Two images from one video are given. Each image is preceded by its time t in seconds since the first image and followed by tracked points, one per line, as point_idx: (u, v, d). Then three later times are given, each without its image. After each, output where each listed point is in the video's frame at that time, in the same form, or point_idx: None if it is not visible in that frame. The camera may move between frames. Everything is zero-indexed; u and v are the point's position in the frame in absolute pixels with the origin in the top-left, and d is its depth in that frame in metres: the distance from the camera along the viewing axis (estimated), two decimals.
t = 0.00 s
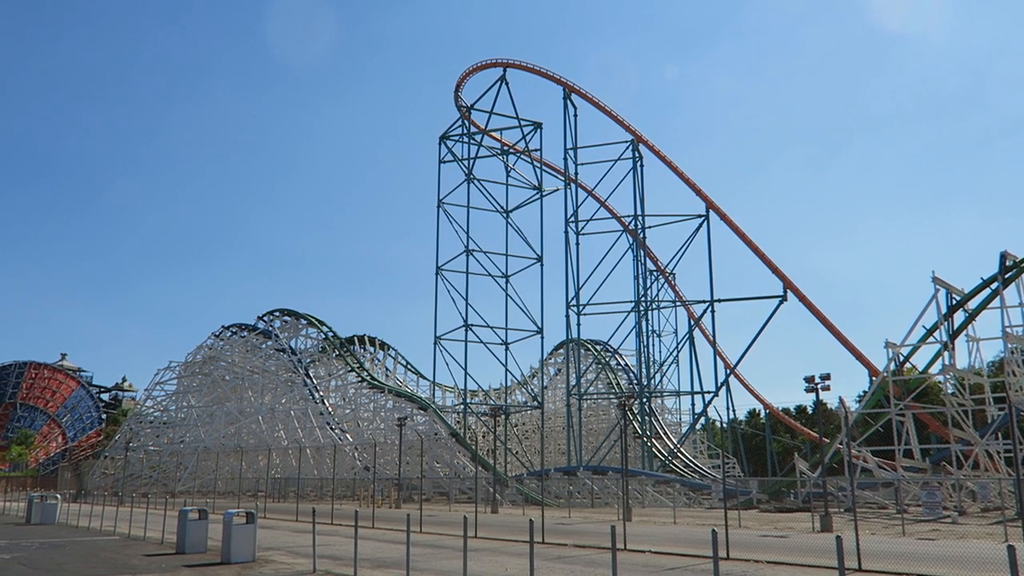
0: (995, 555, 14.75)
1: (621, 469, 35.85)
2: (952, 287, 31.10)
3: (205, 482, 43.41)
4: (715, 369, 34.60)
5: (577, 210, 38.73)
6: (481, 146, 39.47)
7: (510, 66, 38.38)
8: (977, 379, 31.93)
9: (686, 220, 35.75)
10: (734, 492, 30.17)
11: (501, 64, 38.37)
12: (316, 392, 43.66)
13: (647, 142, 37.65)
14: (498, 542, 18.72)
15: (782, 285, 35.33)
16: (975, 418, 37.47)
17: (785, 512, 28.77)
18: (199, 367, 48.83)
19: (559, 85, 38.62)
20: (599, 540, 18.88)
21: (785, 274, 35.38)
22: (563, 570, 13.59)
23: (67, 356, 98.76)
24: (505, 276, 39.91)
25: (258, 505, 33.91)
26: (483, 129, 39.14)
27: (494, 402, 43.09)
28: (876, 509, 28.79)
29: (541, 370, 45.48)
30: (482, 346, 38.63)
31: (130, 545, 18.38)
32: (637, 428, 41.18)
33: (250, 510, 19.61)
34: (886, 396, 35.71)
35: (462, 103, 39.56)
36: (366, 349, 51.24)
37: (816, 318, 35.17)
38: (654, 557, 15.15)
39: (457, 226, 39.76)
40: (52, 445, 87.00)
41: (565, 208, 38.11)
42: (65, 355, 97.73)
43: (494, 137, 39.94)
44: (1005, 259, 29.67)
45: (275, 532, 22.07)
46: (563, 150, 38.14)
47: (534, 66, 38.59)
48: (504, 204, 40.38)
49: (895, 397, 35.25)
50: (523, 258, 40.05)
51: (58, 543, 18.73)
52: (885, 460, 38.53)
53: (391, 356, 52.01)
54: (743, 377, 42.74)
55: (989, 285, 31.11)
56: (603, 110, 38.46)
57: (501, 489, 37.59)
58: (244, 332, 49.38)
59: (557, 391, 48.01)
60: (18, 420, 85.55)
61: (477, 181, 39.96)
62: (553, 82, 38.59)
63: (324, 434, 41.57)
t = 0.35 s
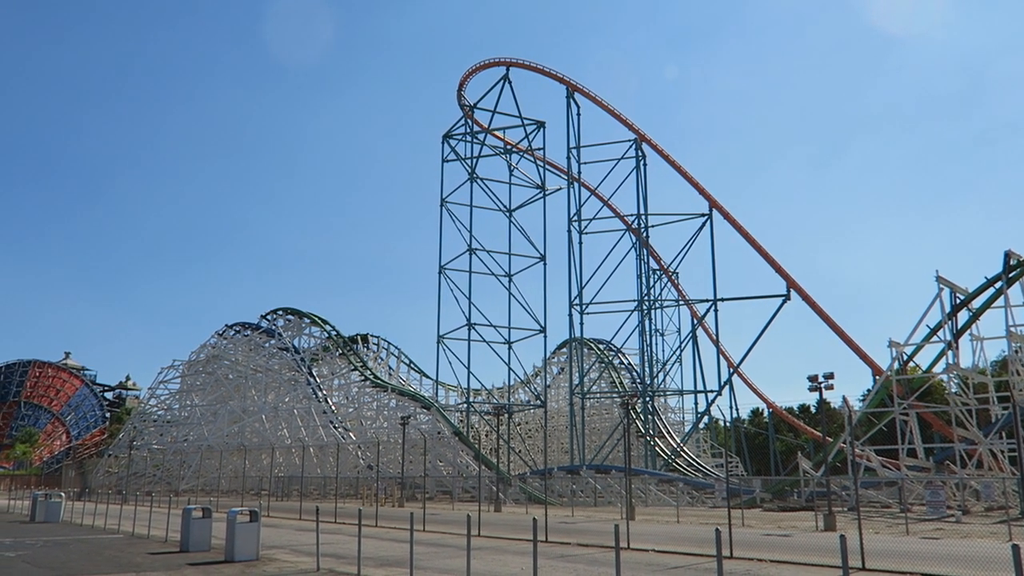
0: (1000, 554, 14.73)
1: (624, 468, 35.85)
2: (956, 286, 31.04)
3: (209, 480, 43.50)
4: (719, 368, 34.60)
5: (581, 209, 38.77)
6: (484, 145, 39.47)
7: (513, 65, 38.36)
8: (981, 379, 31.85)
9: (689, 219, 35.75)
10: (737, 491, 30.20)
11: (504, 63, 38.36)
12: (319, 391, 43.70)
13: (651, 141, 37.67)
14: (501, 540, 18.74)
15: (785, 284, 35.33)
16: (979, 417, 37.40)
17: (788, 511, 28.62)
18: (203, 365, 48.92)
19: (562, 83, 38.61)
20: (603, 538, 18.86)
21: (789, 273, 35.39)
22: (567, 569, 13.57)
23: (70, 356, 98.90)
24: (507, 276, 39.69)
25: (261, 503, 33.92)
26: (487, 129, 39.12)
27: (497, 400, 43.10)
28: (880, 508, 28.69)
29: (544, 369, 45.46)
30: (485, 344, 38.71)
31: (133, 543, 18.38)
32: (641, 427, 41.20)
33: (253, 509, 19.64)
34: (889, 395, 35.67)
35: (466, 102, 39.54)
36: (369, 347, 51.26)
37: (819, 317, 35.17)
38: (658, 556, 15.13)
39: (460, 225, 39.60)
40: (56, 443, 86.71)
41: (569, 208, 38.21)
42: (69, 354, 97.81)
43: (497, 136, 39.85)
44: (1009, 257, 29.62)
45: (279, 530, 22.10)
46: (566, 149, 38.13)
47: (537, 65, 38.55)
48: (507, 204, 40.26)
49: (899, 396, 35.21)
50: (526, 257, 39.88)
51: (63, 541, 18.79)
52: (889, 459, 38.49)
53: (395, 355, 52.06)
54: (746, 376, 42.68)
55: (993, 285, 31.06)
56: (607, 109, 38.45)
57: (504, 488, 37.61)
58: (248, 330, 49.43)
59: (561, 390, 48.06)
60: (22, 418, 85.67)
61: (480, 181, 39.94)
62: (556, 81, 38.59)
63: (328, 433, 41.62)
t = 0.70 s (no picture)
0: (1005, 552, 14.74)
1: (629, 467, 35.86)
2: (961, 285, 30.97)
3: (214, 480, 43.56)
4: (722, 367, 34.56)
5: (585, 209, 38.77)
6: (487, 144, 39.69)
7: (516, 64, 38.36)
8: (987, 378, 31.74)
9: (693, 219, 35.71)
10: (742, 490, 30.15)
11: (507, 63, 38.36)
12: (323, 391, 43.74)
13: (654, 140, 37.65)
14: (505, 540, 18.74)
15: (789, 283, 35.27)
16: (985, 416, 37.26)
17: (793, 511, 28.52)
18: (207, 365, 49.02)
19: (566, 82, 38.58)
20: (607, 538, 18.83)
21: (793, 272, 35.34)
22: (571, 569, 13.53)
23: (76, 355, 98.99)
24: (511, 276, 40.30)
25: (265, 503, 33.94)
26: (490, 128, 39.32)
27: (501, 400, 43.07)
28: (885, 508, 28.59)
29: (548, 369, 45.42)
30: (489, 344, 38.76)
31: (138, 543, 18.39)
32: (645, 426, 41.17)
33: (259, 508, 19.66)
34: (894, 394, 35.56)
35: (469, 102, 39.59)
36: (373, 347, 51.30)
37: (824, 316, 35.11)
38: (663, 555, 15.08)
39: (465, 226, 40.51)
40: (61, 443, 86.82)
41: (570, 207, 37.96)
42: (74, 354, 97.96)
43: (501, 136, 40.03)
44: (1015, 256, 29.53)
45: (284, 530, 22.14)
46: (570, 149, 38.11)
47: (540, 64, 38.54)
48: (511, 204, 40.72)
49: (903, 395, 35.10)
50: (530, 256, 40.49)
51: (68, 540, 18.85)
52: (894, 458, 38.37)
53: (399, 354, 52.06)
54: (750, 375, 42.66)
55: (998, 283, 30.97)
56: (610, 108, 38.43)
57: (508, 487, 37.57)
58: (253, 330, 49.48)
59: (565, 389, 48.05)
60: (27, 418, 85.85)
61: (483, 180, 40.20)
62: (559, 80, 38.56)
63: (332, 432, 41.65)
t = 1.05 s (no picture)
0: (1008, 550, 14.81)
1: (634, 465, 35.91)
2: (967, 282, 30.88)
3: (219, 478, 43.65)
4: (727, 365, 34.52)
5: (589, 206, 38.84)
6: (492, 142, 39.56)
7: (520, 62, 38.33)
8: (992, 375, 31.67)
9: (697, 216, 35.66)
10: (747, 488, 30.12)
11: (511, 61, 38.33)
12: (328, 389, 43.81)
13: (659, 137, 37.61)
14: (511, 537, 18.84)
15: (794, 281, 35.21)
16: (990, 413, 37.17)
17: (798, 508, 28.51)
18: (212, 364, 49.10)
19: (570, 80, 38.53)
20: (612, 535, 18.87)
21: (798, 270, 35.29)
22: (576, 566, 13.50)
23: (80, 353, 98.89)
24: (516, 273, 40.16)
25: (271, 500, 34.03)
26: (494, 126, 39.24)
27: (505, 398, 43.10)
28: (890, 505, 28.55)
29: (553, 367, 45.43)
30: (494, 342, 38.76)
31: (144, 541, 18.45)
32: (650, 424, 41.15)
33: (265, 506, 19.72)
34: (899, 391, 35.46)
35: (473, 100, 39.53)
36: (378, 345, 51.35)
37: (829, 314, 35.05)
38: (669, 553, 15.07)
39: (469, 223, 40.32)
40: (67, 442, 87.08)
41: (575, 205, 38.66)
42: (79, 353, 98.13)
43: (505, 134, 39.98)
44: (1021, 253, 29.43)
45: (290, 528, 22.25)
46: (575, 147, 37.98)
47: (544, 62, 38.49)
48: (514, 201, 40.75)
49: (908, 392, 35.00)
50: (535, 254, 40.31)
51: (75, 538, 18.91)
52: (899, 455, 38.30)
53: (403, 352, 52.15)
54: (755, 373, 42.59)
55: (1004, 281, 30.89)
56: (615, 106, 38.38)
57: (513, 485, 37.58)
58: (257, 329, 49.53)
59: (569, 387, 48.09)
60: (33, 417, 85.84)
61: (488, 178, 40.15)
62: (563, 78, 38.53)
63: (337, 430, 41.74)
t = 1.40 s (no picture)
0: (1008, 551, 14.78)
1: (634, 465, 35.94)
2: (966, 282, 30.89)
3: (219, 477, 43.65)
4: (727, 365, 34.53)
5: (589, 206, 38.96)
6: (492, 142, 39.70)
7: (519, 62, 38.36)
8: (991, 375, 31.66)
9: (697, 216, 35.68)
10: (747, 488, 30.12)
11: (510, 60, 38.36)
12: (328, 388, 43.84)
13: (659, 137, 37.63)
14: (510, 536, 18.91)
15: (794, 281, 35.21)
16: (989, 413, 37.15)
17: (798, 508, 28.53)
18: (212, 363, 49.10)
19: (570, 80, 38.56)
20: (611, 535, 18.90)
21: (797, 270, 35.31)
22: (575, 566, 13.48)
23: (80, 353, 98.76)
24: (516, 273, 40.28)
25: (270, 500, 34.03)
26: (495, 126, 39.38)
27: (505, 398, 43.11)
28: (890, 505, 28.57)
29: (552, 367, 45.44)
30: (494, 341, 38.79)
31: (144, 540, 18.47)
32: (649, 424, 41.15)
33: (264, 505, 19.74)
34: (899, 392, 35.46)
35: (473, 99, 39.61)
36: (378, 345, 51.35)
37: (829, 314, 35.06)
38: (668, 553, 15.06)
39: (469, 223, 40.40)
40: (67, 441, 87.04)
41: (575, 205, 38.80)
42: (78, 352, 98.15)
43: (505, 133, 40.12)
44: (1021, 253, 29.43)
45: (289, 527, 22.29)
46: (575, 147, 37.95)
47: (544, 61, 38.52)
48: (515, 201, 40.85)
49: (908, 392, 35.00)
50: (535, 253, 40.36)
51: (75, 537, 18.93)
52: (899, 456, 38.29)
53: (403, 352, 52.10)
54: (754, 373, 42.58)
55: (1004, 281, 30.91)
56: (614, 105, 38.39)
57: (513, 485, 37.58)
58: (257, 328, 49.55)
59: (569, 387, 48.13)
60: (33, 416, 85.81)
61: (488, 178, 40.23)
62: (563, 78, 38.54)
63: (337, 430, 41.74)
